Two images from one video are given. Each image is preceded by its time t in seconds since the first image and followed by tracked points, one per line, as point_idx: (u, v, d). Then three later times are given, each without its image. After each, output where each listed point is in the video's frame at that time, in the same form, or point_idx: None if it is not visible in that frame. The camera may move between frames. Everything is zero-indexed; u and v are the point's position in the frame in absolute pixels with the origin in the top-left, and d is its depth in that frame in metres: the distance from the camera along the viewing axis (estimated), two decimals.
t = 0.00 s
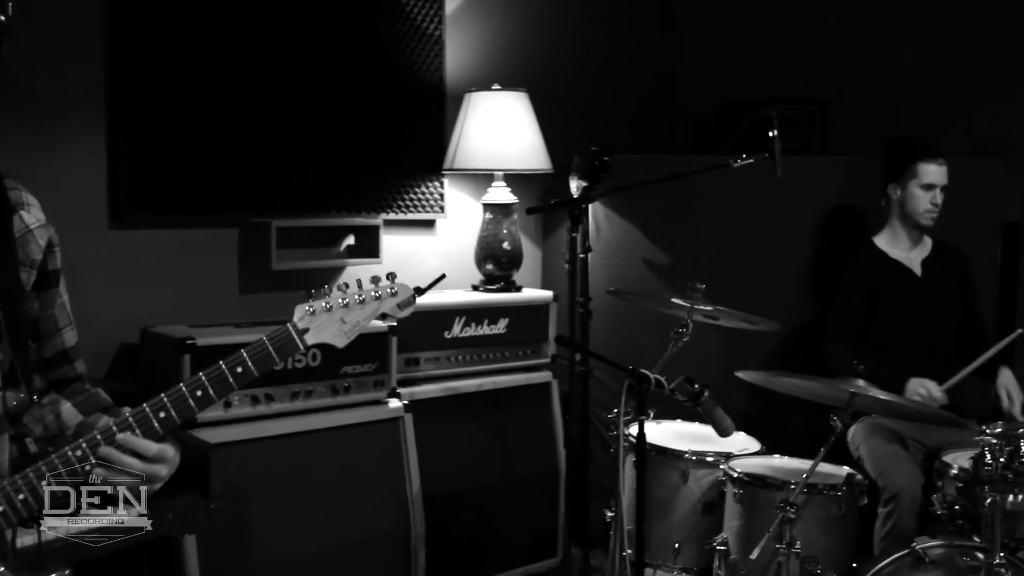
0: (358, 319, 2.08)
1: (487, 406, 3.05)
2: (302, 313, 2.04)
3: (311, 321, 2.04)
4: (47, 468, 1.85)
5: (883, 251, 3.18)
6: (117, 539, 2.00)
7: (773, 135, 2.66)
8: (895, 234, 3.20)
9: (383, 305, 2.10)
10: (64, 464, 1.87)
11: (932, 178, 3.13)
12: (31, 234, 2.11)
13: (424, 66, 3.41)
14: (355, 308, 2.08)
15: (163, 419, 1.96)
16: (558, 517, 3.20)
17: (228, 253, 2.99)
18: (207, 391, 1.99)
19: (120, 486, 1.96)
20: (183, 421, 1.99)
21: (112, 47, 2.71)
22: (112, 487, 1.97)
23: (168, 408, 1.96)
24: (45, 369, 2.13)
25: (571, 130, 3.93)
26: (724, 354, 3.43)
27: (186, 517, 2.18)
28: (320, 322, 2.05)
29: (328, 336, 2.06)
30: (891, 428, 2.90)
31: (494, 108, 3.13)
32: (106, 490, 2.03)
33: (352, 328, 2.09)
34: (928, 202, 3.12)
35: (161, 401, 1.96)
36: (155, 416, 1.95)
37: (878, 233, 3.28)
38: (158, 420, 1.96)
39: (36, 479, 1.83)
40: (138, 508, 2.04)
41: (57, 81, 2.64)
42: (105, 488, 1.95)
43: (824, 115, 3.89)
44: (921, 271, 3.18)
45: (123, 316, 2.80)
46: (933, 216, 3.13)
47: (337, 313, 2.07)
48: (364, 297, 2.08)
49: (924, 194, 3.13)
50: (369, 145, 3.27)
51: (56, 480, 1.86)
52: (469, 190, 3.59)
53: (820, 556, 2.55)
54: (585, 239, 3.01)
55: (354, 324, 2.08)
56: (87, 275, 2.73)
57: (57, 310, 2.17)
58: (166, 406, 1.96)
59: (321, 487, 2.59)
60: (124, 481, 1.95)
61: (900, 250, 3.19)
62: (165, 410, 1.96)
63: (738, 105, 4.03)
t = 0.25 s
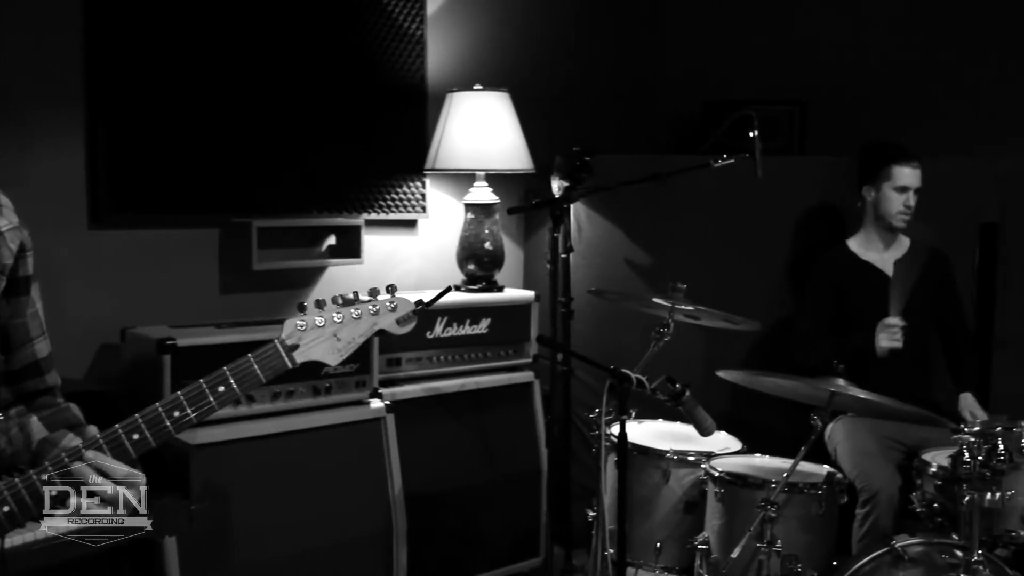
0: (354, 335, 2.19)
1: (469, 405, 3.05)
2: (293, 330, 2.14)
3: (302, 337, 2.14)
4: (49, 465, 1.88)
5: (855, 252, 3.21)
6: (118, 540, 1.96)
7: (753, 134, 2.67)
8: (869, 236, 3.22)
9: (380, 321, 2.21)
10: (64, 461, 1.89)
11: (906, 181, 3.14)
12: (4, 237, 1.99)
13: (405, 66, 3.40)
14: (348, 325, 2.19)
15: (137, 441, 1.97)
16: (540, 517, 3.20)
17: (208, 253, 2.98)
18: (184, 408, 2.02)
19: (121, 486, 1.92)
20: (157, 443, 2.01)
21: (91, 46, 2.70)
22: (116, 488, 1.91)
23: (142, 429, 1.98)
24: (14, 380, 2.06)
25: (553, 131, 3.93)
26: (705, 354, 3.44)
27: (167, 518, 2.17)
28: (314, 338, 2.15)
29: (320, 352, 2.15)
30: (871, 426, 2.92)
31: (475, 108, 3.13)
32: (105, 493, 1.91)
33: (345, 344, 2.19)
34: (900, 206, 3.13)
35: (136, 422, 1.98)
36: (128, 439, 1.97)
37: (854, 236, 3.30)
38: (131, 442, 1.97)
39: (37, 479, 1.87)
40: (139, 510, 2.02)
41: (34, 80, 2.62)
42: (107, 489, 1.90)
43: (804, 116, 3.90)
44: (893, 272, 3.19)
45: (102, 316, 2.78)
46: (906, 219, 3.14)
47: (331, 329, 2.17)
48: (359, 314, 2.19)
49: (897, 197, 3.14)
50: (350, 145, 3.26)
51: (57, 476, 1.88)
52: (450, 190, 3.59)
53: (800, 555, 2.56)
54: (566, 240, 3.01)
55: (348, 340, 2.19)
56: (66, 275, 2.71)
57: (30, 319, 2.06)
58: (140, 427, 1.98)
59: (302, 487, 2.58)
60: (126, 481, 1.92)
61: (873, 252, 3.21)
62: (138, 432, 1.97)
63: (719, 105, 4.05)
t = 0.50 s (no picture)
0: (331, 329, 2.10)
1: (451, 405, 3.05)
2: (271, 324, 2.07)
3: (279, 331, 2.07)
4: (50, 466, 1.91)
5: (829, 250, 3.22)
6: (118, 539, 1.99)
7: (734, 135, 2.68)
8: (841, 234, 3.24)
9: (359, 313, 2.10)
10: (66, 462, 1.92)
11: (872, 175, 3.17)
12: None
13: (387, 66, 3.39)
14: (326, 318, 2.10)
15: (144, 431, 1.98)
16: (522, 517, 3.20)
17: (189, 253, 2.97)
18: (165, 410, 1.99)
19: (119, 485, 2.00)
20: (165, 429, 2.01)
21: (69, 45, 2.68)
22: (112, 487, 1.99)
23: (124, 430, 1.96)
24: None
25: (535, 130, 3.93)
26: (687, 353, 3.45)
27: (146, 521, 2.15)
28: (290, 332, 2.07)
29: (298, 347, 2.07)
30: (848, 423, 2.93)
31: (456, 108, 3.12)
32: (105, 491, 1.98)
33: (323, 339, 2.10)
34: (868, 199, 3.16)
35: (118, 423, 1.96)
36: (110, 438, 1.96)
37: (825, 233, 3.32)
38: (114, 442, 1.96)
39: (35, 479, 1.89)
40: (138, 509, 2.06)
41: (12, 79, 2.61)
42: (106, 489, 1.98)
43: (785, 116, 3.92)
44: (866, 266, 3.21)
45: (81, 316, 2.77)
46: (874, 212, 3.17)
47: (309, 323, 2.09)
48: (336, 306, 2.10)
49: (864, 191, 3.17)
50: (331, 145, 3.25)
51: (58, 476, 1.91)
52: (433, 190, 3.58)
53: (782, 553, 2.56)
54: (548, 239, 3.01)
55: (325, 334, 2.09)
56: (44, 275, 2.70)
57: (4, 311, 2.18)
58: (121, 429, 1.96)
59: (283, 488, 2.57)
60: (122, 481, 2.00)
61: (847, 247, 3.22)
62: (120, 433, 1.96)
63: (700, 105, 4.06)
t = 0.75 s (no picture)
0: (287, 297, 2.33)
1: (431, 405, 3.05)
2: (229, 297, 2.29)
3: (237, 305, 2.29)
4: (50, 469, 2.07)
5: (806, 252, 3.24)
6: (118, 538, 2.19)
7: (712, 136, 2.69)
8: (817, 236, 3.25)
9: (309, 282, 2.35)
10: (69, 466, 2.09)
11: (844, 178, 3.20)
12: None
13: (366, 66, 3.38)
14: (280, 289, 2.33)
15: (125, 396, 2.20)
16: (502, 517, 3.21)
17: (167, 253, 2.95)
18: (131, 390, 2.21)
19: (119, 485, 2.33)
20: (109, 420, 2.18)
21: (44, 45, 2.66)
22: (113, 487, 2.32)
23: (91, 414, 2.15)
24: None
25: (514, 131, 3.93)
26: (666, 353, 3.46)
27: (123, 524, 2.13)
28: (247, 305, 2.30)
29: (255, 317, 2.31)
30: (828, 423, 2.94)
31: (436, 108, 3.12)
32: (105, 491, 2.30)
33: (278, 308, 2.34)
34: (842, 202, 3.19)
35: (85, 407, 2.15)
36: (78, 421, 2.14)
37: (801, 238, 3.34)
38: (80, 425, 2.14)
39: (8, 470, 2.03)
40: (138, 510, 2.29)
41: None
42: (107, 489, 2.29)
43: (763, 117, 3.95)
44: (844, 269, 3.22)
45: (58, 317, 2.75)
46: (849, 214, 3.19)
47: (264, 295, 2.32)
48: (287, 278, 2.33)
49: (837, 194, 3.20)
50: (310, 145, 3.24)
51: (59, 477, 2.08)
52: (413, 190, 3.56)
53: (760, 552, 2.57)
54: (528, 239, 3.02)
55: (281, 303, 2.33)
56: (20, 275, 2.67)
57: None
58: (89, 411, 2.15)
59: (262, 489, 2.56)
60: (123, 481, 2.35)
61: (824, 251, 3.23)
62: (87, 415, 2.14)
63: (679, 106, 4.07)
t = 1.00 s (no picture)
0: (240, 285, 2.41)
1: (408, 406, 3.04)
2: (185, 285, 2.32)
3: (194, 292, 2.33)
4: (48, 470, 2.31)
5: (781, 252, 3.24)
6: (117, 538, 2.30)
7: (687, 136, 2.70)
8: (792, 236, 3.27)
9: (260, 270, 2.45)
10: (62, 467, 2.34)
11: (819, 178, 3.22)
12: None
13: (342, 65, 3.37)
14: (233, 277, 2.40)
15: (91, 384, 2.20)
16: (478, 517, 3.20)
17: (141, 253, 2.93)
18: (98, 377, 2.21)
19: (119, 485, 2.34)
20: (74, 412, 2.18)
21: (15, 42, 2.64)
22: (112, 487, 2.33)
23: (59, 403, 2.15)
24: None
25: (492, 131, 3.93)
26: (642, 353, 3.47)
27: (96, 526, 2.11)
28: (203, 293, 2.34)
29: (211, 305, 2.35)
30: (801, 422, 2.97)
31: (411, 108, 3.12)
32: (105, 491, 2.34)
33: (232, 295, 2.40)
34: (817, 202, 3.21)
35: (53, 396, 2.15)
36: (47, 412, 2.13)
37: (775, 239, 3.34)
38: (49, 415, 2.14)
39: None
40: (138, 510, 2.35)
41: None
42: (106, 487, 2.34)
43: (739, 118, 3.97)
44: (819, 270, 3.24)
45: (30, 317, 2.72)
46: (824, 214, 3.21)
47: (219, 283, 2.37)
48: (240, 266, 2.41)
49: (812, 195, 3.22)
50: (285, 145, 3.23)
51: (55, 476, 2.30)
52: (389, 189, 3.54)
53: (736, 550, 2.58)
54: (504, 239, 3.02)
55: (234, 291, 2.40)
56: None
57: None
58: (59, 400, 2.15)
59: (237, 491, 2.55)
60: (122, 480, 2.34)
61: (799, 251, 3.25)
62: (57, 404, 2.15)
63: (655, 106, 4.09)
